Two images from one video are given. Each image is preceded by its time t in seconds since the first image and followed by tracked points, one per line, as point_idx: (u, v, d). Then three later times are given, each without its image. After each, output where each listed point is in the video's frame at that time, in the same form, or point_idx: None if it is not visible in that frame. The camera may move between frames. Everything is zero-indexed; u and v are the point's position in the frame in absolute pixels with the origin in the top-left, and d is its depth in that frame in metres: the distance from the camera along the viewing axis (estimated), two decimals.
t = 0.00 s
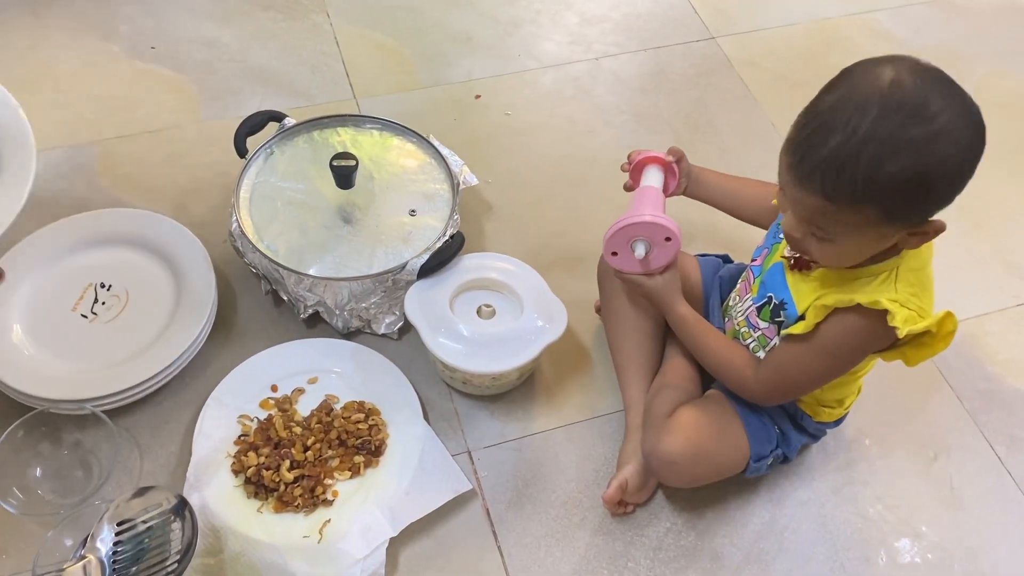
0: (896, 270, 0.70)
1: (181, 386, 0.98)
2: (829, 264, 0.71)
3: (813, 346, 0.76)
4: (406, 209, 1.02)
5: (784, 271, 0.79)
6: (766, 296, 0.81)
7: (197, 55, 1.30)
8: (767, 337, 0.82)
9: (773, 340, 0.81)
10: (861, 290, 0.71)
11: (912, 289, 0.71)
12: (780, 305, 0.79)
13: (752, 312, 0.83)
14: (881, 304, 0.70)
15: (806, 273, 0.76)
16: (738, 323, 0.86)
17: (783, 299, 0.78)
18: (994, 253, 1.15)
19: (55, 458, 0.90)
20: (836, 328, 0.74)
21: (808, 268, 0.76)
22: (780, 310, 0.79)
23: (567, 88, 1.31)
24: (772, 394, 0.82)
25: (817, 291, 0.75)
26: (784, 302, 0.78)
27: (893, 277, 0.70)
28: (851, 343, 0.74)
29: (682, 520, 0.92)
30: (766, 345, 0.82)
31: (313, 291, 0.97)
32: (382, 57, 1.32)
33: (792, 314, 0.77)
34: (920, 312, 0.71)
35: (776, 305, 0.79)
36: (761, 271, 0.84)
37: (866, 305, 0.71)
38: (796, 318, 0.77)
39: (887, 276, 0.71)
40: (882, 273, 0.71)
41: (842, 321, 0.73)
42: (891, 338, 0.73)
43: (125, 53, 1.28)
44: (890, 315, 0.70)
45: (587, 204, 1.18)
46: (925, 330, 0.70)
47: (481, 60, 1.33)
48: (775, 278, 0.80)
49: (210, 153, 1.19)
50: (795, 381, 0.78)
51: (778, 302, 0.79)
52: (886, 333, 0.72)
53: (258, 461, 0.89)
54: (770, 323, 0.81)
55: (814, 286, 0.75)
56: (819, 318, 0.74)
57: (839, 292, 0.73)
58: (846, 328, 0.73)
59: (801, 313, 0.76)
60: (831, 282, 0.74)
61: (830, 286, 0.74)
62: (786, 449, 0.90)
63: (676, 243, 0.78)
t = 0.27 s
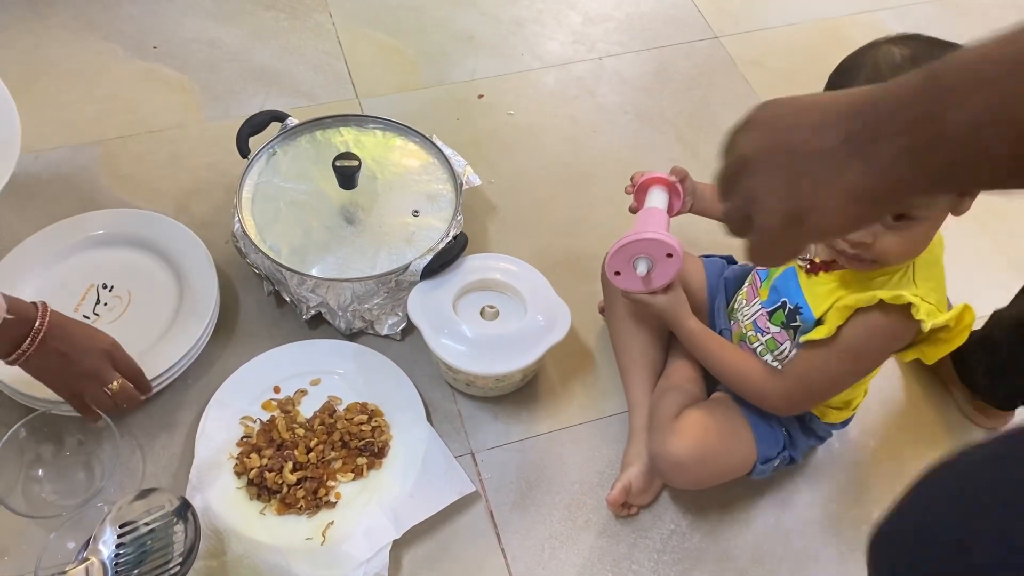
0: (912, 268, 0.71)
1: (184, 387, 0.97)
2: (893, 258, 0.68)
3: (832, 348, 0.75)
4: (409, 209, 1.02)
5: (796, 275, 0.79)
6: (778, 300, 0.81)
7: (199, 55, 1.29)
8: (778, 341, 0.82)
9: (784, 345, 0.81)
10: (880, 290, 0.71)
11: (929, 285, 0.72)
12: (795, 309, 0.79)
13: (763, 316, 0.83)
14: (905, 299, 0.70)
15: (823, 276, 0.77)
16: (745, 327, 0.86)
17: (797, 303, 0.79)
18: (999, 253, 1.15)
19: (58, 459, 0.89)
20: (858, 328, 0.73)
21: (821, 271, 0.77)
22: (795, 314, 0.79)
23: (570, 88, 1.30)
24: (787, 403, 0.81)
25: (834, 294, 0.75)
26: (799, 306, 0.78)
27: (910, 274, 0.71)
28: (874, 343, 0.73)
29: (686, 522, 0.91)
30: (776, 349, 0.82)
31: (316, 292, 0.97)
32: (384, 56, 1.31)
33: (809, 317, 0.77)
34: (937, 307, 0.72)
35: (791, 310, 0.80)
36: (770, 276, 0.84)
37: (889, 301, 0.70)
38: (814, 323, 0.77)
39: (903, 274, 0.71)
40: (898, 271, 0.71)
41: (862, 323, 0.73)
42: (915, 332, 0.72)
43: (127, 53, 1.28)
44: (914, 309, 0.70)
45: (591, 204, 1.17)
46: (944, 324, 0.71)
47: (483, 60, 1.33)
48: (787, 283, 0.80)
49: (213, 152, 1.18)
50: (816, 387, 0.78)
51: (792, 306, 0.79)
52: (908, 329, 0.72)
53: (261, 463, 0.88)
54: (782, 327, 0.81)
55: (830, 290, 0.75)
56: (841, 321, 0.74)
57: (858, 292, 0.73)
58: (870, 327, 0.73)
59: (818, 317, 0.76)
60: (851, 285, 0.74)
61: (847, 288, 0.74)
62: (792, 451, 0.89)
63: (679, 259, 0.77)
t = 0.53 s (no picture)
0: (922, 267, 0.70)
1: (184, 391, 0.97)
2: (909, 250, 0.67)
3: (843, 351, 0.74)
4: (410, 212, 1.01)
5: (802, 279, 0.79)
6: (785, 305, 0.81)
7: (198, 57, 1.29)
8: (784, 345, 0.82)
9: (790, 349, 0.81)
10: (891, 292, 0.71)
11: (939, 284, 0.71)
12: (804, 313, 0.78)
13: (766, 321, 0.83)
14: (918, 300, 0.69)
15: (830, 281, 0.76)
16: (747, 331, 0.87)
17: (806, 307, 0.78)
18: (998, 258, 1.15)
19: (58, 464, 0.89)
20: (869, 332, 0.73)
21: (827, 274, 0.76)
22: (803, 319, 0.79)
23: (571, 89, 1.30)
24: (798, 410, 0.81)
25: (843, 297, 0.74)
26: (807, 311, 0.78)
27: (920, 274, 0.70)
28: (886, 347, 0.73)
29: (688, 526, 0.91)
30: (781, 353, 0.83)
31: (316, 295, 0.96)
32: (384, 58, 1.31)
33: (817, 322, 0.77)
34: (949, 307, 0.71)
35: (798, 314, 0.79)
36: (775, 281, 0.84)
37: (901, 304, 0.70)
38: (824, 327, 0.76)
39: (914, 274, 0.70)
40: (907, 272, 0.70)
41: (874, 326, 0.72)
42: (923, 334, 0.72)
43: (127, 55, 1.28)
44: (927, 310, 0.69)
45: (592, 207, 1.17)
46: (956, 325, 0.71)
47: (484, 61, 1.32)
48: (793, 287, 0.80)
49: (212, 155, 1.18)
50: (828, 394, 0.77)
51: (800, 311, 0.79)
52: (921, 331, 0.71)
53: (261, 468, 0.88)
54: (789, 332, 0.81)
55: (839, 293, 0.75)
56: (851, 325, 0.73)
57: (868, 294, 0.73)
58: (881, 331, 0.72)
59: (827, 321, 0.76)
60: (861, 286, 0.73)
61: (855, 291, 0.73)
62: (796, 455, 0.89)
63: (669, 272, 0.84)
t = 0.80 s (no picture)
0: (921, 274, 0.72)
1: (185, 395, 0.97)
2: (888, 254, 0.70)
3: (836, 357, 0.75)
4: (411, 215, 1.01)
5: (802, 284, 0.79)
6: (784, 309, 0.81)
7: (199, 59, 1.29)
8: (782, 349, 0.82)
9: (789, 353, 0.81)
10: (889, 299, 0.72)
11: (936, 291, 0.72)
12: (803, 318, 0.79)
13: (765, 325, 0.83)
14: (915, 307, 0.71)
15: (829, 286, 0.76)
16: (746, 336, 0.86)
17: (804, 312, 0.79)
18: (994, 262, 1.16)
19: (59, 467, 0.89)
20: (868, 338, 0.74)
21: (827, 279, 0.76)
22: (802, 323, 0.79)
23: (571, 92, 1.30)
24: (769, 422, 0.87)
25: (841, 304, 0.75)
26: (806, 316, 0.78)
27: (918, 281, 0.72)
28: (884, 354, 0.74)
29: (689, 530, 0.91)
30: (780, 356, 0.82)
31: (317, 298, 0.97)
32: (385, 60, 1.31)
33: (816, 326, 0.77)
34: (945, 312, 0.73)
35: (798, 318, 0.79)
36: (775, 284, 0.84)
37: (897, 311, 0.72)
38: (821, 331, 0.77)
39: (911, 281, 0.72)
40: (905, 279, 0.72)
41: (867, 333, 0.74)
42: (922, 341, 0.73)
43: (127, 58, 1.28)
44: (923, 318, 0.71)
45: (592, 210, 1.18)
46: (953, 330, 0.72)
47: (484, 64, 1.33)
48: (792, 292, 0.80)
49: (212, 158, 1.18)
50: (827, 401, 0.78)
51: (799, 316, 0.79)
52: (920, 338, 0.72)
53: (263, 471, 0.88)
54: (787, 336, 0.81)
55: (834, 300, 0.76)
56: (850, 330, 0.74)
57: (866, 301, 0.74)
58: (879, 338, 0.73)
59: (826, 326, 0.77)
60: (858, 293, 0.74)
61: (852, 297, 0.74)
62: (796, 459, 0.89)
63: (658, 288, 0.81)
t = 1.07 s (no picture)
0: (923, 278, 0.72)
1: (189, 393, 0.97)
2: (863, 252, 0.71)
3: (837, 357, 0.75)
4: (414, 214, 1.01)
5: (805, 285, 0.79)
6: (786, 309, 0.81)
7: (202, 59, 1.29)
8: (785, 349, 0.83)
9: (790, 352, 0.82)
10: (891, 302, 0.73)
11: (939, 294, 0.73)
12: (805, 318, 0.79)
13: (767, 324, 0.83)
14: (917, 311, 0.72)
15: (831, 287, 0.77)
16: (748, 334, 0.87)
17: (807, 313, 0.79)
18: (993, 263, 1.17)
19: (63, 465, 0.89)
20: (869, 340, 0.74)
21: (829, 280, 0.77)
22: (803, 324, 0.79)
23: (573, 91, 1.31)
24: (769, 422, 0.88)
25: (842, 305, 0.76)
26: (808, 317, 0.79)
27: (921, 285, 0.72)
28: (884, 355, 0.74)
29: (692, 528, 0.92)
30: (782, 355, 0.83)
31: (320, 297, 0.97)
32: (387, 59, 1.32)
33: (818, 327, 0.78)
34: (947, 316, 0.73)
35: (800, 318, 0.80)
36: (776, 284, 0.84)
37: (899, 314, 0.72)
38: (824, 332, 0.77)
39: (913, 285, 0.72)
40: (907, 282, 0.72)
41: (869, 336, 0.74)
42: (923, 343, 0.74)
43: (130, 57, 1.28)
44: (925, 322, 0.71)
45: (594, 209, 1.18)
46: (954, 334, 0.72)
47: (487, 64, 1.33)
48: (794, 292, 0.81)
49: (215, 157, 1.18)
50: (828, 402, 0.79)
51: (801, 316, 0.79)
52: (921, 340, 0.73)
53: (266, 469, 0.88)
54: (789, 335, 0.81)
55: (836, 301, 0.76)
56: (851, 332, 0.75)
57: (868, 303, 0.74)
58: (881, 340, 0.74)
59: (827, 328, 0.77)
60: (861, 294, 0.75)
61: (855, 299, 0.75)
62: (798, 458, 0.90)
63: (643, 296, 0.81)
